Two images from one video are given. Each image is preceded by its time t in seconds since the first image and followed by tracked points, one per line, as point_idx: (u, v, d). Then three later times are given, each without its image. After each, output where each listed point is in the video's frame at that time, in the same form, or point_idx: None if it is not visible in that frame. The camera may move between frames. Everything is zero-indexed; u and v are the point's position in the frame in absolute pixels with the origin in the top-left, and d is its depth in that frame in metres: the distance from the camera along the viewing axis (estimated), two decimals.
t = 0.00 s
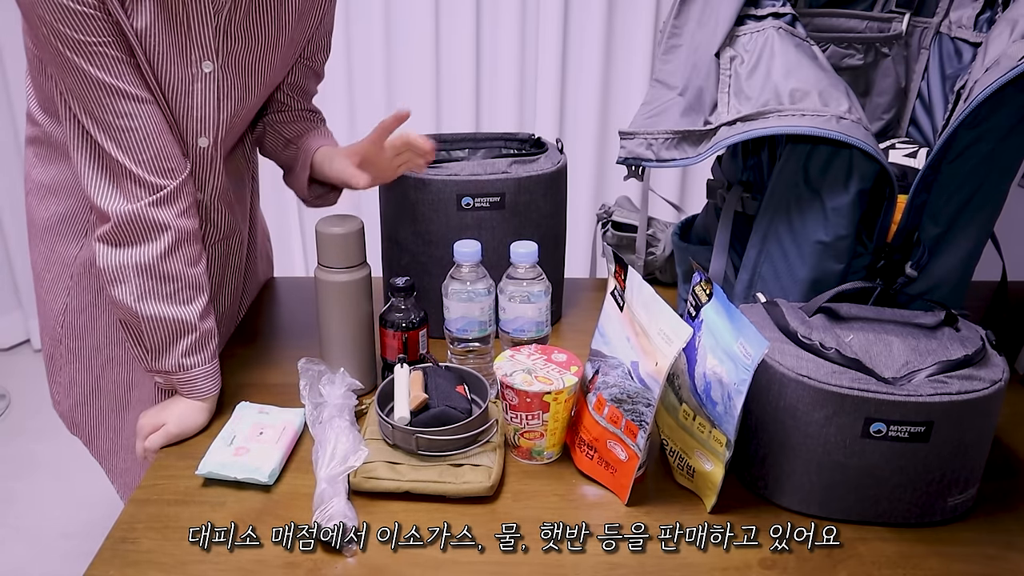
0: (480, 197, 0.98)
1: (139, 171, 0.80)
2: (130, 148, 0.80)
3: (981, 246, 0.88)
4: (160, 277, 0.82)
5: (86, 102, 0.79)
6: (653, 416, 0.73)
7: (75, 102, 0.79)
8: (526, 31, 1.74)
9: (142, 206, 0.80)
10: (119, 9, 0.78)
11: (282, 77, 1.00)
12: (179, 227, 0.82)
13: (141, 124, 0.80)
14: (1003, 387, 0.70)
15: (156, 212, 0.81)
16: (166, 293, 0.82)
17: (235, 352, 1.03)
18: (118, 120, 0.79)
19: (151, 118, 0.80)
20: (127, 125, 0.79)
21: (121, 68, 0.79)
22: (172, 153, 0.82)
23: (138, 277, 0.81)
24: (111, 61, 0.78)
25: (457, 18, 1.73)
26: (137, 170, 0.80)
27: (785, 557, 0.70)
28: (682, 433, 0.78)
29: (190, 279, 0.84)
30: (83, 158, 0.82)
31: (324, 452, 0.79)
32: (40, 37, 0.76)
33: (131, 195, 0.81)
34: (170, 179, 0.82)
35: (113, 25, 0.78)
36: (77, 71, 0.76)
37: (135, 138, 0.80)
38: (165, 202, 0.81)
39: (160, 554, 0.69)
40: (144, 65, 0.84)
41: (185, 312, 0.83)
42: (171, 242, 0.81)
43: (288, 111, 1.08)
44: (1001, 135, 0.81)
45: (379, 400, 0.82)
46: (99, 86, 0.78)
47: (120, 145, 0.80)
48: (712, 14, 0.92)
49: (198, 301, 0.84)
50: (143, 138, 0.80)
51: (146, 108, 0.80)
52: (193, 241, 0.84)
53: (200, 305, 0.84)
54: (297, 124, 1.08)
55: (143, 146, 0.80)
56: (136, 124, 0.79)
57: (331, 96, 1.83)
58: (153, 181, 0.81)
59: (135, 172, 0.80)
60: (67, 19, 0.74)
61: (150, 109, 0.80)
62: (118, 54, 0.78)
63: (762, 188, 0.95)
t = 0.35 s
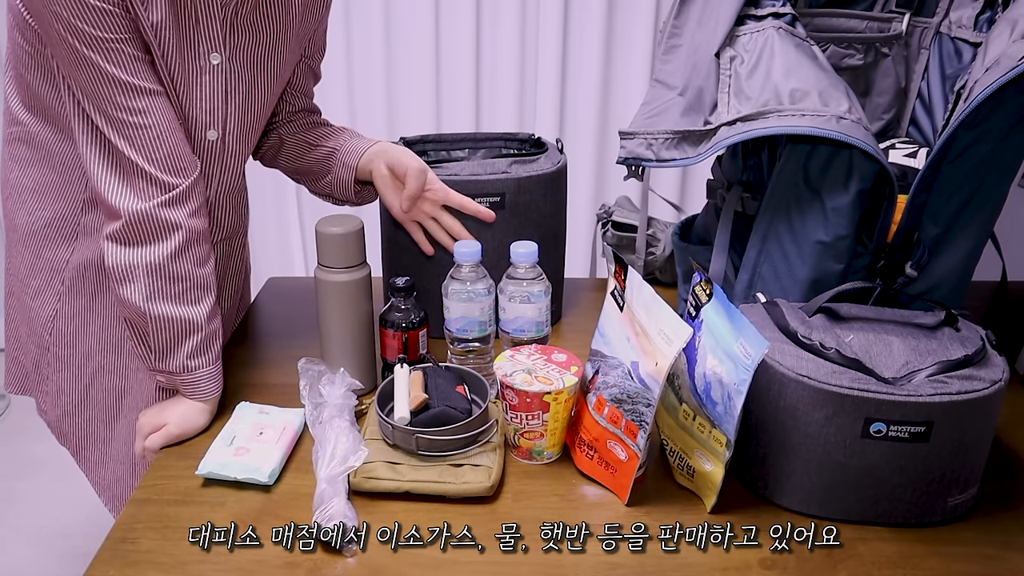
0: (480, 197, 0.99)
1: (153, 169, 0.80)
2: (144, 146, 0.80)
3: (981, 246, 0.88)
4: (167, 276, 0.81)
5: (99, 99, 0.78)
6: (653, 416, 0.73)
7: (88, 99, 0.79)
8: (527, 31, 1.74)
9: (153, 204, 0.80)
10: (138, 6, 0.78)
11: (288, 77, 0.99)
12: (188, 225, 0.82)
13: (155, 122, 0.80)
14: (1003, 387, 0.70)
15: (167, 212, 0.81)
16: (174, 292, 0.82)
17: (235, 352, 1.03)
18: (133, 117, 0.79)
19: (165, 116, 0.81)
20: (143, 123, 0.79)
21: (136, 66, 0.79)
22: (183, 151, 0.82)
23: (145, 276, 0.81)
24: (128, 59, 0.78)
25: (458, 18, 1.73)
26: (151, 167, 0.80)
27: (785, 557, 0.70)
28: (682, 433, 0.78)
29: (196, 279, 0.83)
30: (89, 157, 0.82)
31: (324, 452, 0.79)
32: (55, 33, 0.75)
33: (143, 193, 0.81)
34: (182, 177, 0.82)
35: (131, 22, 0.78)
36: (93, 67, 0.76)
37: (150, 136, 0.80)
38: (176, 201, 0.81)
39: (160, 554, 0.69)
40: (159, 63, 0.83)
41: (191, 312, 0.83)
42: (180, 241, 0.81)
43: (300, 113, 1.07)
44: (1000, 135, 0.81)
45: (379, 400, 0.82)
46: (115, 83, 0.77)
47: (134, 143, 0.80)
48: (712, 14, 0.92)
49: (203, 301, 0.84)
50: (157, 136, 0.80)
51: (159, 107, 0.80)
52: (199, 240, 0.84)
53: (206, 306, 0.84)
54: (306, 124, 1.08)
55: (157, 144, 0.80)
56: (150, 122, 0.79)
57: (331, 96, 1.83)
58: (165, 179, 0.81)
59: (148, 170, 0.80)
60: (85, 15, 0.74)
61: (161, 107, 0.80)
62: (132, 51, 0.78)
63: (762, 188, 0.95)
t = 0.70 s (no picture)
0: (480, 197, 0.99)
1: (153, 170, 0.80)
2: (144, 146, 0.80)
3: (980, 246, 0.88)
4: (168, 276, 0.81)
5: (100, 100, 0.78)
6: (653, 416, 0.73)
7: (89, 100, 0.79)
8: (527, 31, 1.74)
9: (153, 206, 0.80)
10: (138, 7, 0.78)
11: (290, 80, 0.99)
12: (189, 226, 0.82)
13: (156, 123, 0.80)
14: (1003, 387, 0.70)
15: (167, 212, 0.81)
16: (175, 292, 0.82)
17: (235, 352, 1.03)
18: (134, 118, 0.79)
19: (166, 117, 0.81)
20: (143, 124, 0.79)
21: (137, 66, 0.79)
22: (184, 152, 0.82)
23: (146, 276, 0.81)
24: (128, 60, 0.78)
25: (458, 18, 1.73)
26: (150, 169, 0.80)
27: (784, 557, 0.70)
28: (682, 433, 0.78)
29: (196, 279, 0.83)
30: (88, 158, 0.82)
31: (324, 452, 0.79)
32: (56, 34, 0.75)
33: (143, 193, 0.81)
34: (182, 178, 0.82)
35: (131, 23, 0.78)
36: (93, 68, 0.76)
37: (151, 136, 0.80)
38: (177, 202, 0.81)
39: (160, 554, 0.69)
40: (160, 64, 0.83)
41: (191, 312, 0.83)
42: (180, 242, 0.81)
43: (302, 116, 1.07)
44: (1000, 135, 0.81)
45: (379, 400, 0.82)
46: (116, 84, 0.77)
47: (135, 143, 0.80)
48: (712, 14, 0.92)
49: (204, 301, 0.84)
50: (157, 137, 0.80)
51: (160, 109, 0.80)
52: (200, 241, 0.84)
53: (207, 306, 0.84)
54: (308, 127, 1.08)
55: (157, 144, 0.80)
56: (151, 122, 0.79)
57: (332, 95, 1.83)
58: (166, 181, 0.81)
59: (148, 171, 0.80)
60: (85, 15, 0.74)
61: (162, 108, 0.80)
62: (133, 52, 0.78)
63: (762, 188, 0.95)
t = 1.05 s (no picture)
0: (480, 197, 0.99)
1: (154, 170, 0.80)
2: (144, 147, 0.80)
3: (980, 246, 0.88)
4: (168, 276, 0.81)
5: (100, 100, 0.78)
6: (653, 416, 0.73)
7: (88, 100, 0.79)
8: (527, 31, 1.74)
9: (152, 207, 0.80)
10: (138, 7, 0.77)
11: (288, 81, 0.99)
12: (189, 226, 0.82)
13: (156, 124, 0.80)
14: (1003, 387, 0.70)
15: (166, 212, 0.81)
16: (175, 292, 0.82)
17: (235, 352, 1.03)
18: (134, 119, 0.79)
19: (166, 118, 0.81)
20: (143, 124, 0.79)
21: (136, 67, 0.79)
22: (183, 153, 0.82)
23: (145, 277, 0.81)
24: (128, 60, 0.78)
25: (458, 18, 1.73)
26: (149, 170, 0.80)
27: (784, 557, 0.70)
28: (682, 433, 0.78)
29: (197, 279, 0.83)
30: (88, 158, 0.82)
31: (324, 452, 0.79)
32: (56, 34, 0.75)
33: (143, 194, 0.81)
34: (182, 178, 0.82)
35: (131, 23, 0.78)
36: (93, 68, 0.76)
37: (150, 137, 0.80)
38: (176, 202, 0.81)
39: (160, 554, 0.69)
40: (159, 64, 0.83)
41: (191, 311, 0.83)
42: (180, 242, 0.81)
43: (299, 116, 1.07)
44: (1000, 135, 0.81)
45: (379, 400, 0.82)
46: (115, 85, 0.77)
47: (134, 144, 0.80)
48: (712, 14, 0.92)
49: (204, 301, 0.84)
50: (157, 137, 0.80)
51: (159, 109, 0.80)
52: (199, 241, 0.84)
53: (207, 305, 0.85)
54: (305, 127, 1.08)
55: (156, 145, 0.80)
56: (151, 123, 0.79)
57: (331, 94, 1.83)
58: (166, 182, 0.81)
59: (148, 171, 0.80)
60: (85, 16, 0.74)
61: (162, 109, 0.80)
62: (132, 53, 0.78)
63: (762, 188, 0.95)
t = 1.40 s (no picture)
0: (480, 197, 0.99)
1: (151, 170, 0.80)
2: (141, 147, 0.80)
3: (980, 246, 0.88)
4: (166, 276, 0.81)
5: (96, 101, 0.78)
6: (653, 416, 0.73)
7: (85, 101, 0.79)
8: (526, 32, 1.74)
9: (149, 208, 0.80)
10: (132, 8, 0.78)
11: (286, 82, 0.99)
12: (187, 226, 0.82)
13: (153, 123, 0.79)
14: (1003, 387, 0.70)
15: (165, 213, 0.81)
16: (174, 292, 0.82)
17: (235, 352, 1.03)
18: (131, 119, 0.79)
19: (162, 118, 0.80)
20: (140, 125, 0.79)
21: (132, 67, 0.79)
22: (181, 153, 0.82)
23: (144, 278, 0.81)
24: (123, 61, 0.78)
25: (457, 19, 1.73)
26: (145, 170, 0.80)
27: (784, 557, 0.70)
28: (682, 433, 0.78)
29: (196, 279, 0.83)
30: (86, 159, 0.82)
31: (324, 452, 0.79)
32: (51, 35, 0.75)
33: (141, 194, 0.81)
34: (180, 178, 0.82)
35: (126, 24, 0.78)
36: (88, 69, 0.76)
37: (147, 137, 0.80)
38: (174, 202, 0.81)
39: (160, 554, 0.69)
40: (155, 65, 0.83)
41: (190, 311, 0.83)
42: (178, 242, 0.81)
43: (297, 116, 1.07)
44: (1000, 135, 0.81)
45: (379, 400, 0.82)
46: (111, 86, 0.77)
47: (131, 145, 0.80)
48: (712, 14, 0.92)
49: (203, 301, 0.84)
50: (154, 137, 0.80)
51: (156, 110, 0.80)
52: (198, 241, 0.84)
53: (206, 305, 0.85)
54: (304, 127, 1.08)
55: (153, 145, 0.80)
56: (148, 123, 0.79)
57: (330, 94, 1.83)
58: (163, 182, 0.81)
59: (145, 172, 0.80)
60: (79, 17, 0.74)
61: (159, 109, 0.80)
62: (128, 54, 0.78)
63: (762, 188, 0.95)
